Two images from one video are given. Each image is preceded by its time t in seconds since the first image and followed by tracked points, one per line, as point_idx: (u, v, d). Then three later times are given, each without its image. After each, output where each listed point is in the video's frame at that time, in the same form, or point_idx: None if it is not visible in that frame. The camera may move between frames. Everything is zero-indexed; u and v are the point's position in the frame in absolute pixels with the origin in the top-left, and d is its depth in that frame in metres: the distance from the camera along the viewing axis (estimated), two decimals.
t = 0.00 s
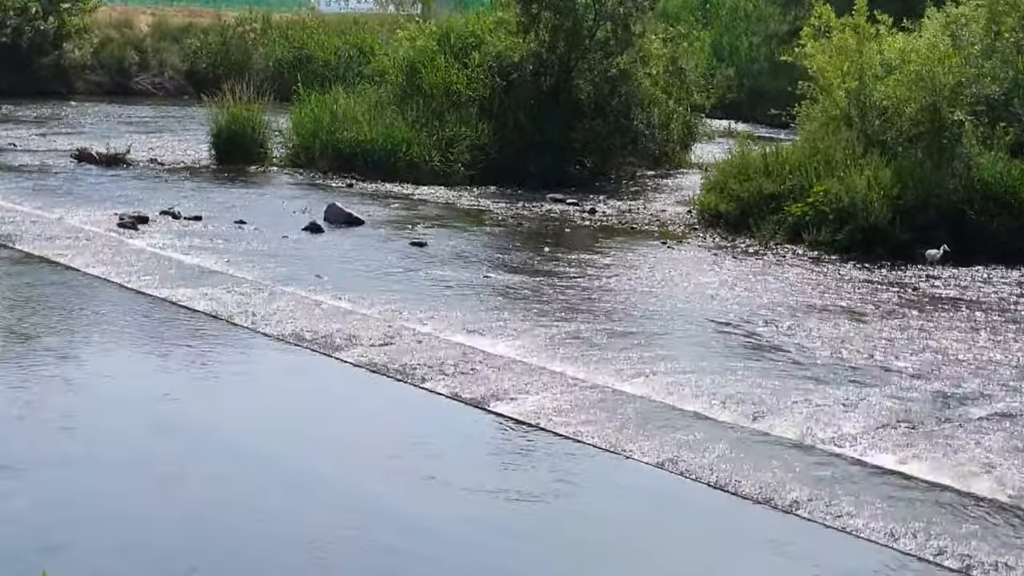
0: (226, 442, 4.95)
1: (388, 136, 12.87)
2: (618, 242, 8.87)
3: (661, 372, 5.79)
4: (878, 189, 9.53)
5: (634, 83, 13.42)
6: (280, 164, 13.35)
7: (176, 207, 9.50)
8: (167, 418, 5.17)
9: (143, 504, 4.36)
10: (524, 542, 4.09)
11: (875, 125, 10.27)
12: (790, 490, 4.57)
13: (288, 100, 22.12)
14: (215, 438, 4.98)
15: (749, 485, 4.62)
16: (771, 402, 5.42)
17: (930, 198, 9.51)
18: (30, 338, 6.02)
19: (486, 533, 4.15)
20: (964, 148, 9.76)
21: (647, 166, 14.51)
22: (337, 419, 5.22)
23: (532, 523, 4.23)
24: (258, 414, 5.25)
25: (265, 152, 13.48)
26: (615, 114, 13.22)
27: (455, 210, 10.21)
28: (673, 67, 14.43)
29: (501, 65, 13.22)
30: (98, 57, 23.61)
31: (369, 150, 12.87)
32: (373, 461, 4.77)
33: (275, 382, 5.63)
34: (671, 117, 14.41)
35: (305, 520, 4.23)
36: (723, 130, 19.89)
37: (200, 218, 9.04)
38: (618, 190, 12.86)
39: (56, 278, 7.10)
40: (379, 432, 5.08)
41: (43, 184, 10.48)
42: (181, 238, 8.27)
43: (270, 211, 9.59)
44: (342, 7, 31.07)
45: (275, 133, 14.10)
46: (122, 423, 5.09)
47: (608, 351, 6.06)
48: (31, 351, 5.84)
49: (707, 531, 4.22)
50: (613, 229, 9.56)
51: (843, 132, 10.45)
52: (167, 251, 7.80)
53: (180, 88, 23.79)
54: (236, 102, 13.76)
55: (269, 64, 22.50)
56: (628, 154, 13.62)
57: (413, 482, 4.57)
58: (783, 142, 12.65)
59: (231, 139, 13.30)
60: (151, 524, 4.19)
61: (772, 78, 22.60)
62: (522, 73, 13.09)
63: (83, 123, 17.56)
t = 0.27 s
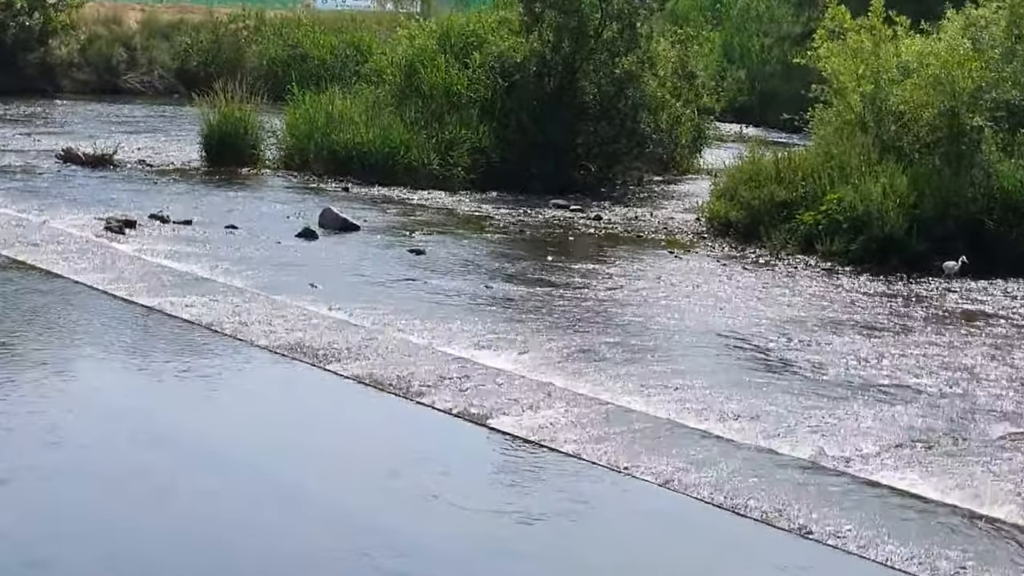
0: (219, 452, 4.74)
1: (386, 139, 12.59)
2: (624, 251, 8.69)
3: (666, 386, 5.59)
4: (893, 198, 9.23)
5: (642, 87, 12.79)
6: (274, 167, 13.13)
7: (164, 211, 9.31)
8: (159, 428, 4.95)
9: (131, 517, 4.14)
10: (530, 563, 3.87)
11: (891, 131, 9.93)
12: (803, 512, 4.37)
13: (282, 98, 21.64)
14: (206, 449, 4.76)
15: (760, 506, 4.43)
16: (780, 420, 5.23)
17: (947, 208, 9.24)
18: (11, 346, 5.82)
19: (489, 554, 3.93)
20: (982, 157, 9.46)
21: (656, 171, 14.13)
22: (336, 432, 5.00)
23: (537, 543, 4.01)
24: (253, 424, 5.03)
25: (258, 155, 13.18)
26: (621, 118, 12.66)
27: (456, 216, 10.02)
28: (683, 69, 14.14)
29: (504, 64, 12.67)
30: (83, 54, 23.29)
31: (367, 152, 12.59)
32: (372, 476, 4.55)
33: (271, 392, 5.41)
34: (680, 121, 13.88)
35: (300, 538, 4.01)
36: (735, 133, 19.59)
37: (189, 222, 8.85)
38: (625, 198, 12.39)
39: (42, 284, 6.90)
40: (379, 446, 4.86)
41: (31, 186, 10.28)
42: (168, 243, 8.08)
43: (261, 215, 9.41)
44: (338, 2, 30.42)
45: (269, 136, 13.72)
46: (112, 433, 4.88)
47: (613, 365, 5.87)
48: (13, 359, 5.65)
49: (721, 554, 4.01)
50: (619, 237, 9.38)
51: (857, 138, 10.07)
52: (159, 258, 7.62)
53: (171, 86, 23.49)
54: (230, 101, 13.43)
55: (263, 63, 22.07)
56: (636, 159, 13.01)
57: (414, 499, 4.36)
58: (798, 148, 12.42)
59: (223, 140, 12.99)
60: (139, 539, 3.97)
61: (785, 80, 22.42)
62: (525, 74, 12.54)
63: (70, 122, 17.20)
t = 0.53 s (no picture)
0: (210, 467, 4.50)
1: (382, 142, 12.14)
2: (633, 258, 8.46)
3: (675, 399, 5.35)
4: (913, 203, 8.77)
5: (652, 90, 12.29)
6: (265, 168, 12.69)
7: (148, 214, 9.07)
8: (148, 441, 4.72)
9: (116, 536, 3.90)
10: None
11: (911, 134, 9.65)
12: (821, 531, 4.14)
13: (272, 97, 21.08)
14: (196, 464, 4.53)
15: (776, 525, 4.19)
16: (792, 435, 4.99)
17: (970, 213, 8.68)
18: None
19: None
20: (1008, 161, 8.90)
21: (665, 177, 13.70)
22: (332, 447, 4.76)
23: (545, 566, 3.77)
24: (247, 438, 4.80)
25: (248, 156, 12.83)
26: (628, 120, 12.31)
27: (455, 221, 9.78)
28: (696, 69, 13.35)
29: (507, 62, 12.39)
30: (67, 51, 22.94)
31: (363, 156, 12.14)
32: (371, 494, 4.31)
33: (265, 405, 5.17)
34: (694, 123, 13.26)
35: (294, 559, 3.78)
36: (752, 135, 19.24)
37: (176, 225, 8.62)
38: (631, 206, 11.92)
39: (24, 291, 6.66)
40: (378, 462, 4.62)
41: (16, 189, 10.04)
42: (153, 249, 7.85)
43: (250, 220, 9.16)
44: None
45: (259, 134, 13.25)
46: (98, 447, 4.65)
47: (620, 376, 5.63)
48: None
49: None
50: (628, 245, 9.15)
51: (876, 140, 9.78)
52: (144, 263, 7.39)
53: (158, 84, 22.97)
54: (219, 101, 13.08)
55: (255, 60, 21.29)
56: (644, 163, 12.56)
57: (411, 521, 4.10)
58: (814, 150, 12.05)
59: (212, 142, 12.68)
60: (123, 560, 3.73)
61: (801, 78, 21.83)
62: (529, 74, 12.31)
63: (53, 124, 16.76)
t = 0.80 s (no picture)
0: (179, 489, 4.03)
1: (365, 130, 11.58)
2: (644, 261, 8.01)
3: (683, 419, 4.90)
4: (953, 203, 7.97)
5: (663, 74, 11.75)
6: (236, 159, 12.08)
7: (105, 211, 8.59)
8: (111, 460, 4.25)
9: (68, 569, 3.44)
10: None
11: (949, 125, 8.81)
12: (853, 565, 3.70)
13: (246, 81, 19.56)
14: (162, 481, 4.10)
15: (803, 558, 3.75)
16: (814, 458, 4.54)
17: (1014, 213, 7.89)
18: None
19: None
20: None
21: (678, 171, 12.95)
22: (315, 467, 4.29)
23: None
24: (220, 458, 4.33)
25: (216, 144, 12.21)
26: (638, 108, 11.73)
27: (446, 220, 9.31)
28: (712, 53, 12.77)
29: (504, 45, 11.78)
30: (15, 28, 22.27)
31: (344, 146, 11.56)
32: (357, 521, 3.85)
33: (240, 423, 4.70)
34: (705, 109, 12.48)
35: None
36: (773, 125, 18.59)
37: (138, 224, 8.15)
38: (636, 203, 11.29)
39: None
40: (365, 484, 4.16)
41: None
42: (111, 249, 7.38)
43: (218, 218, 8.69)
44: None
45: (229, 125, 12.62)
46: (56, 465, 4.18)
47: (623, 393, 5.18)
48: None
49: None
50: (635, 245, 8.69)
51: (910, 133, 8.93)
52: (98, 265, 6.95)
53: (117, 66, 22.16)
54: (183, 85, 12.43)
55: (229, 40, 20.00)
56: (654, 156, 11.98)
57: (398, 547, 3.67)
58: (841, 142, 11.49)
59: (175, 129, 12.06)
60: None
61: (828, 63, 21.18)
62: (527, 56, 11.66)
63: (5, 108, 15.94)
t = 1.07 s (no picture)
0: (156, 503, 3.77)
1: (351, 126, 11.33)
2: (644, 259, 7.78)
3: (685, 426, 4.65)
4: (970, 198, 7.79)
5: (667, 65, 11.44)
6: (213, 154, 11.89)
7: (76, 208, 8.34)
8: (85, 470, 3.98)
9: None
10: None
11: (968, 118, 8.68)
12: None
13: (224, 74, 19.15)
14: (139, 494, 3.83)
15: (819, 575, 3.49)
16: (825, 467, 4.28)
17: None
18: None
19: None
20: None
21: (681, 164, 12.68)
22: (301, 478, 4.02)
23: None
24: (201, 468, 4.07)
25: (194, 138, 11.96)
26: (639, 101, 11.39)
27: (435, 217, 9.09)
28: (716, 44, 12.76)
29: (497, 34, 11.56)
30: None
31: (329, 141, 11.32)
32: (346, 538, 3.58)
33: (222, 431, 4.43)
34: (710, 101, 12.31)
35: None
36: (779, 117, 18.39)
37: (111, 222, 7.92)
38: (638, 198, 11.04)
39: None
40: (353, 496, 3.89)
41: None
42: (83, 248, 7.13)
43: (196, 216, 8.45)
44: None
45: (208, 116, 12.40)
46: (26, 476, 3.91)
47: (621, 399, 4.94)
48: None
49: None
50: (635, 244, 8.45)
51: (928, 126, 8.76)
52: (70, 265, 6.70)
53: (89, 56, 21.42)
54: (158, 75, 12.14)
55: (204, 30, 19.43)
56: (656, 150, 11.70)
57: (379, 560, 3.44)
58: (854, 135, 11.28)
59: (150, 121, 11.77)
60: None
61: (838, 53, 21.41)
62: (522, 45, 11.43)
63: None
